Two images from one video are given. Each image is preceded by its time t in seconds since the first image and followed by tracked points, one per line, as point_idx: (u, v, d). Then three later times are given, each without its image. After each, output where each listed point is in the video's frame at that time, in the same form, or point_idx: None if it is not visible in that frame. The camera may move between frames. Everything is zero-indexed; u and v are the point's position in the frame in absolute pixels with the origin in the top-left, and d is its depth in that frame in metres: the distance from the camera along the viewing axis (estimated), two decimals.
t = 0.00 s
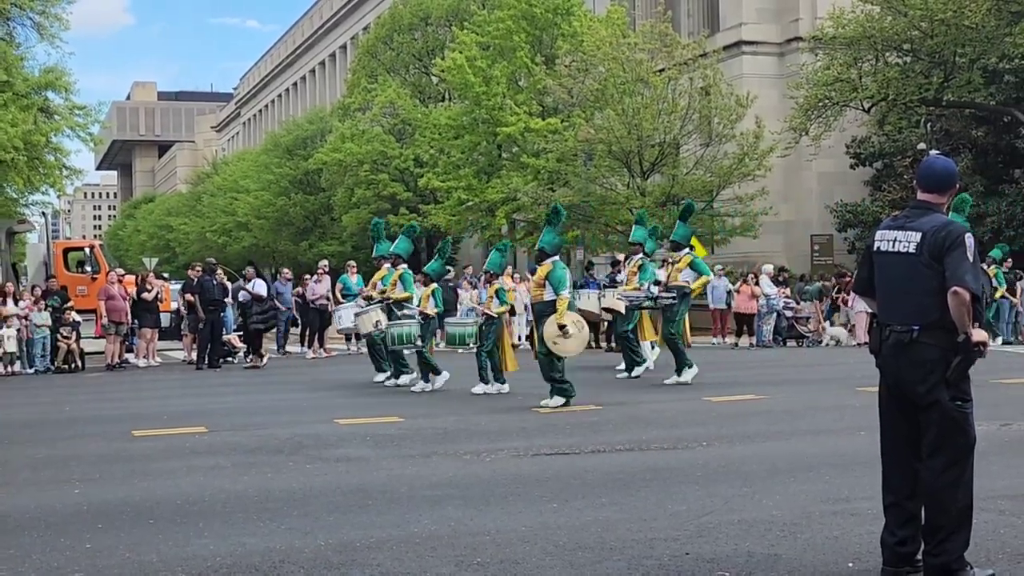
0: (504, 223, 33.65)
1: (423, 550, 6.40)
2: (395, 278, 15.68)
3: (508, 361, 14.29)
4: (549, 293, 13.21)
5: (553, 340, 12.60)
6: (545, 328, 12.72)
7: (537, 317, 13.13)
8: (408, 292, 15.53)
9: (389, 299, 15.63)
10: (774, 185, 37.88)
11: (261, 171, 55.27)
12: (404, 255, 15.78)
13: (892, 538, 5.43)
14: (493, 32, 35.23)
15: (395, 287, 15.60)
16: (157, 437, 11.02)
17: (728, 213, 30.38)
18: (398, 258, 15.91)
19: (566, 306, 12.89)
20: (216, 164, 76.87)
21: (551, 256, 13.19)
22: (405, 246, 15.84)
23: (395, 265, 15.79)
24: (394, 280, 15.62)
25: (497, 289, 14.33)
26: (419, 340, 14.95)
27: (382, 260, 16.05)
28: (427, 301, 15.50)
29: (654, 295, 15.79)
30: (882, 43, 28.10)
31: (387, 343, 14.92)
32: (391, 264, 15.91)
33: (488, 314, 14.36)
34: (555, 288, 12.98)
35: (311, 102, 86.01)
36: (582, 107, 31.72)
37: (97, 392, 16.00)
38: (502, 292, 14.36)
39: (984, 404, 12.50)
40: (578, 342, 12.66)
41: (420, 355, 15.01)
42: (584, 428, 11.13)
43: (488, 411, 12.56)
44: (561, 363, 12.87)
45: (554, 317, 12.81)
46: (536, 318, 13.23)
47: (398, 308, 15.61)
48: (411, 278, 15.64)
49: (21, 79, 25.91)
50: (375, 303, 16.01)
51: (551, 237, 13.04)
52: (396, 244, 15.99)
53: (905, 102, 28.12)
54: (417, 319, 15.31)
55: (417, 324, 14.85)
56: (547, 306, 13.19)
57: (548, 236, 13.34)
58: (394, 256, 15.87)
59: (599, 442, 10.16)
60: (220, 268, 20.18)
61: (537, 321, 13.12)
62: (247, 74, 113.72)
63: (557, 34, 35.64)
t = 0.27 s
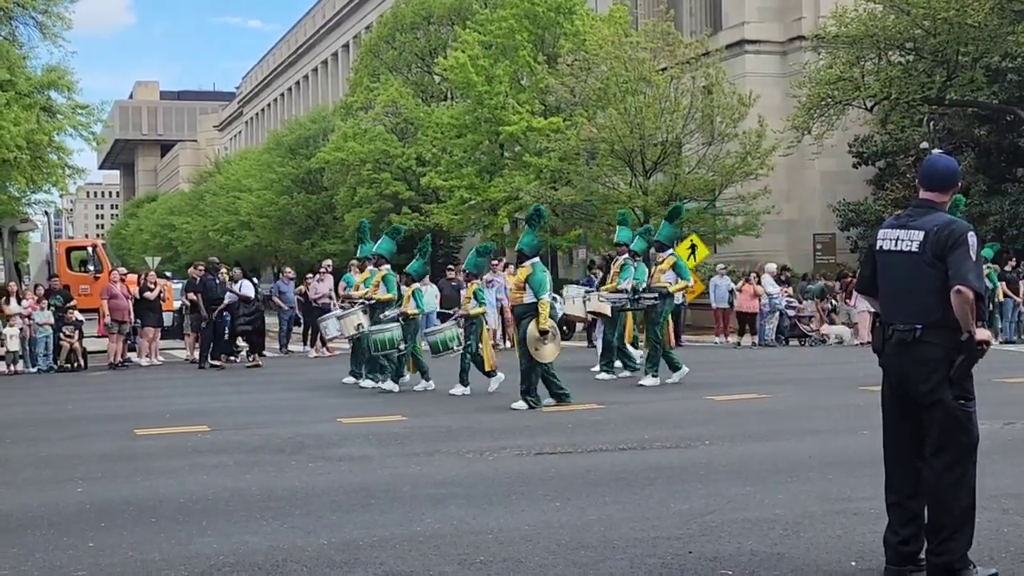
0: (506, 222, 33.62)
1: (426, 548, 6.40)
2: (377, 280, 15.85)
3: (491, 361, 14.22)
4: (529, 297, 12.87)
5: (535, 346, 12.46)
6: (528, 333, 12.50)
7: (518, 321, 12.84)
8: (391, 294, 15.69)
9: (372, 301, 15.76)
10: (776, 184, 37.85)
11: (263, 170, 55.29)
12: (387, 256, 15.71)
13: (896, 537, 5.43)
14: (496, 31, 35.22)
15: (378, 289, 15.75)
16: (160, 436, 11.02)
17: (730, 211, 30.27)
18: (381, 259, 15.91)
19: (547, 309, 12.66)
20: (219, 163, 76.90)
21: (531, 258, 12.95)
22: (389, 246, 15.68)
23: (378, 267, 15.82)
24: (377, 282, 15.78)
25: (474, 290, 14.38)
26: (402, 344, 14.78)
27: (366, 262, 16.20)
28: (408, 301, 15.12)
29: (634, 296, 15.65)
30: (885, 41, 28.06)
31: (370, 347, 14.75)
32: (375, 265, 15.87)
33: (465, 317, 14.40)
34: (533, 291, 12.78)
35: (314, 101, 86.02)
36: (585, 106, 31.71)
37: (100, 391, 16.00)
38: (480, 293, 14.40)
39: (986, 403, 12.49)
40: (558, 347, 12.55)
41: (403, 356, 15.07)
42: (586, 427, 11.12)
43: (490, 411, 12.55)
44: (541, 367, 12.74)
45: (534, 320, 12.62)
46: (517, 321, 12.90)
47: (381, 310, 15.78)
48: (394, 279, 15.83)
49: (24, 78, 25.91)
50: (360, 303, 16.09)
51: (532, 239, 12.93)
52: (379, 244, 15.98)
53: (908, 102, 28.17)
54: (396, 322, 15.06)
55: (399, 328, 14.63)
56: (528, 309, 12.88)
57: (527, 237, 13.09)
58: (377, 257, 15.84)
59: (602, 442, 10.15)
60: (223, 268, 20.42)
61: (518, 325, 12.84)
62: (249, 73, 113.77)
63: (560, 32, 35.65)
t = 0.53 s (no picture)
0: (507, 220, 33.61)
1: (428, 547, 6.40)
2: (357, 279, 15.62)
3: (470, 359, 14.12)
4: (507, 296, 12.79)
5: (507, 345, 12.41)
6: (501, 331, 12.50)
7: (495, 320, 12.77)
8: (371, 292, 15.46)
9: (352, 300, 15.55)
10: (778, 183, 37.86)
11: (265, 169, 55.32)
12: (366, 255, 15.53)
13: (898, 536, 5.43)
14: (498, 30, 35.24)
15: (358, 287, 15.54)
16: (162, 435, 11.03)
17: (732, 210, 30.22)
18: (361, 256, 15.66)
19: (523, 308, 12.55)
20: (220, 162, 76.93)
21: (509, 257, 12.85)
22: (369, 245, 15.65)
23: (358, 265, 15.59)
24: (358, 280, 15.56)
25: (453, 288, 14.36)
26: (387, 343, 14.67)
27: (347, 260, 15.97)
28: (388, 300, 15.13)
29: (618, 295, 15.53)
30: (886, 40, 28.06)
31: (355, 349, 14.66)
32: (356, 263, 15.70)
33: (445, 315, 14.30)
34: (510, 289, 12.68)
35: (315, 100, 86.05)
36: (586, 105, 31.73)
37: (101, 389, 16.01)
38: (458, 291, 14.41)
39: (988, 402, 12.48)
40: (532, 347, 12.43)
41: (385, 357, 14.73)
42: (588, 426, 11.11)
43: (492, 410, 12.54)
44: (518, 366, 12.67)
45: (510, 319, 12.56)
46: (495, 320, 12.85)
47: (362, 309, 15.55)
48: (374, 276, 15.58)
49: (26, 77, 25.91)
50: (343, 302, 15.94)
51: (509, 238, 12.79)
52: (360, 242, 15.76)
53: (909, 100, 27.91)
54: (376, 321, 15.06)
55: (382, 328, 14.56)
56: (506, 308, 12.80)
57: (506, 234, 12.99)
58: (358, 255, 15.62)
59: (603, 440, 10.15)
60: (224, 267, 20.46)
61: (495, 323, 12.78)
62: (251, 72, 113.82)
63: (561, 31, 35.67)
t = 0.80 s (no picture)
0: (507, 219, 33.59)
1: (429, 547, 6.39)
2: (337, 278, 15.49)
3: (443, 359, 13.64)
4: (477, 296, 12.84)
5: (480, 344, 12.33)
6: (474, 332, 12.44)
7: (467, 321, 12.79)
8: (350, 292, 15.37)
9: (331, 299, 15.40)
10: (778, 182, 37.85)
11: (264, 169, 55.30)
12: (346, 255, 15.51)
13: (898, 534, 5.44)
14: (497, 29, 35.23)
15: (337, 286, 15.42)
16: (162, 435, 11.03)
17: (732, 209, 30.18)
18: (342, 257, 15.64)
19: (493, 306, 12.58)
20: (220, 161, 76.89)
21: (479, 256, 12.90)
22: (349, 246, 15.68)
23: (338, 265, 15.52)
24: (337, 279, 15.41)
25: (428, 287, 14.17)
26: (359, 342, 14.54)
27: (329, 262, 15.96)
28: (365, 299, 15.16)
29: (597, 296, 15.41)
30: (886, 39, 28.05)
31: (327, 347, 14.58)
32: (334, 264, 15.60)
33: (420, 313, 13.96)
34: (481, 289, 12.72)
35: (314, 99, 86.03)
36: (585, 104, 31.73)
37: (101, 389, 16.01)
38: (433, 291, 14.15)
39: (988, 400, 12.48)
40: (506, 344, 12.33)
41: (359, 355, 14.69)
42: (587, 425, 11.10)
43: (491, 409, 12.54)
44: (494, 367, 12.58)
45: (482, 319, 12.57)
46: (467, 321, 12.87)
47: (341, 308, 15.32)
48: (354, 277, 15.45)
49: (25, 76, 25.90)
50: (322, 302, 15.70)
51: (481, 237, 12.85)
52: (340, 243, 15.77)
53: (908, 99, 27.90)
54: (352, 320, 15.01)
55: (354, 326, 14.50)
56: (478, 309, 12.84)
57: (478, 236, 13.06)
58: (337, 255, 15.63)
59: (603, 439, 10.14)
60: (224, 267, 20.45)
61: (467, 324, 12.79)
62: (251, 72, 113.80)
63: (561, 30, 35.64)
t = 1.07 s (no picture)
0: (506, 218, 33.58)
1: (428, 546, 6.39)
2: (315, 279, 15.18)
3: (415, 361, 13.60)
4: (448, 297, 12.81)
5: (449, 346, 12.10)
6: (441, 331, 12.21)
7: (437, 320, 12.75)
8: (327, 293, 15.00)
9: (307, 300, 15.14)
10: (775, 180, 37.86)
11: (262, 168, 55.26)
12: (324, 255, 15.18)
13: (897, 532, 5.45)
14: (494, 28, 35.22)
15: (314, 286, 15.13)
16: (160, 434, 11.01)
17: (730, 208, 30.16)
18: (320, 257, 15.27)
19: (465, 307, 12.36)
20: (218, 160, 76.82)
21: (450, 256, 12.65)
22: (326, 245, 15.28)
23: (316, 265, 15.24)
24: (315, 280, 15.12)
25: (403, 289, 13.73)
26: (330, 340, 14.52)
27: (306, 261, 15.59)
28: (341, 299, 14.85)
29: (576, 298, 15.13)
30: (884, 37, 28.07)
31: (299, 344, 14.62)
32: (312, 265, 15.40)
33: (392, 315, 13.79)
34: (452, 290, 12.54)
35: (312, 99, 85.96)
36: (583, 103, 31.73)
37: (99, 389, 15.99)
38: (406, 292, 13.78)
39: (986, 398, 12.48)
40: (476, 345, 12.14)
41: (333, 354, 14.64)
42: (585, 424, 11.10)
43: (489, 408, 12.53)
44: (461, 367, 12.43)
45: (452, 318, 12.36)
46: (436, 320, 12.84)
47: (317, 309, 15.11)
48: (332, 278, 15.15)
49: (22, 76, 25.86)
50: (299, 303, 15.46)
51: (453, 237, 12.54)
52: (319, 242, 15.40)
53: (907, 97, 27.93)
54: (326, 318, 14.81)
55: (327, 324, 14.48)
56: (446, 309, 12.82)
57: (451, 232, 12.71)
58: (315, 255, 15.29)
59: (601, 439, 10.13)
60: (222, 266, 20.40)
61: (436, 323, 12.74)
62: (248, 71, 113.72)
63: (558, 28, 35.63)
